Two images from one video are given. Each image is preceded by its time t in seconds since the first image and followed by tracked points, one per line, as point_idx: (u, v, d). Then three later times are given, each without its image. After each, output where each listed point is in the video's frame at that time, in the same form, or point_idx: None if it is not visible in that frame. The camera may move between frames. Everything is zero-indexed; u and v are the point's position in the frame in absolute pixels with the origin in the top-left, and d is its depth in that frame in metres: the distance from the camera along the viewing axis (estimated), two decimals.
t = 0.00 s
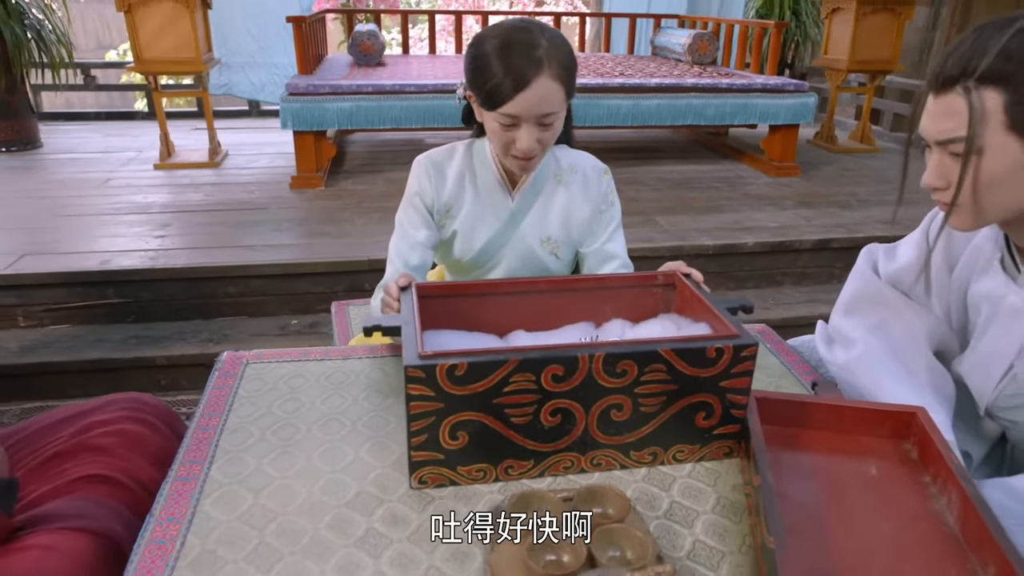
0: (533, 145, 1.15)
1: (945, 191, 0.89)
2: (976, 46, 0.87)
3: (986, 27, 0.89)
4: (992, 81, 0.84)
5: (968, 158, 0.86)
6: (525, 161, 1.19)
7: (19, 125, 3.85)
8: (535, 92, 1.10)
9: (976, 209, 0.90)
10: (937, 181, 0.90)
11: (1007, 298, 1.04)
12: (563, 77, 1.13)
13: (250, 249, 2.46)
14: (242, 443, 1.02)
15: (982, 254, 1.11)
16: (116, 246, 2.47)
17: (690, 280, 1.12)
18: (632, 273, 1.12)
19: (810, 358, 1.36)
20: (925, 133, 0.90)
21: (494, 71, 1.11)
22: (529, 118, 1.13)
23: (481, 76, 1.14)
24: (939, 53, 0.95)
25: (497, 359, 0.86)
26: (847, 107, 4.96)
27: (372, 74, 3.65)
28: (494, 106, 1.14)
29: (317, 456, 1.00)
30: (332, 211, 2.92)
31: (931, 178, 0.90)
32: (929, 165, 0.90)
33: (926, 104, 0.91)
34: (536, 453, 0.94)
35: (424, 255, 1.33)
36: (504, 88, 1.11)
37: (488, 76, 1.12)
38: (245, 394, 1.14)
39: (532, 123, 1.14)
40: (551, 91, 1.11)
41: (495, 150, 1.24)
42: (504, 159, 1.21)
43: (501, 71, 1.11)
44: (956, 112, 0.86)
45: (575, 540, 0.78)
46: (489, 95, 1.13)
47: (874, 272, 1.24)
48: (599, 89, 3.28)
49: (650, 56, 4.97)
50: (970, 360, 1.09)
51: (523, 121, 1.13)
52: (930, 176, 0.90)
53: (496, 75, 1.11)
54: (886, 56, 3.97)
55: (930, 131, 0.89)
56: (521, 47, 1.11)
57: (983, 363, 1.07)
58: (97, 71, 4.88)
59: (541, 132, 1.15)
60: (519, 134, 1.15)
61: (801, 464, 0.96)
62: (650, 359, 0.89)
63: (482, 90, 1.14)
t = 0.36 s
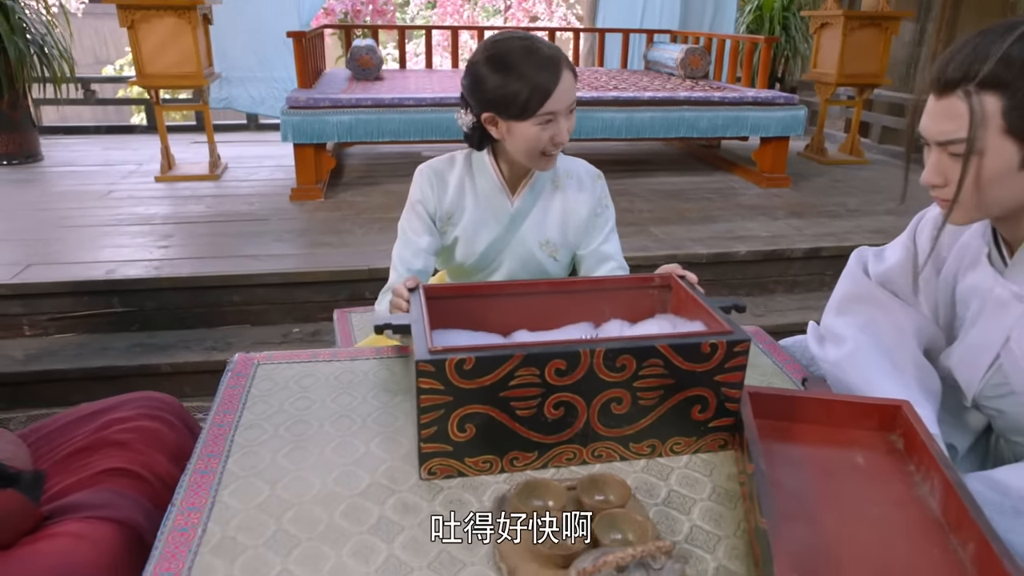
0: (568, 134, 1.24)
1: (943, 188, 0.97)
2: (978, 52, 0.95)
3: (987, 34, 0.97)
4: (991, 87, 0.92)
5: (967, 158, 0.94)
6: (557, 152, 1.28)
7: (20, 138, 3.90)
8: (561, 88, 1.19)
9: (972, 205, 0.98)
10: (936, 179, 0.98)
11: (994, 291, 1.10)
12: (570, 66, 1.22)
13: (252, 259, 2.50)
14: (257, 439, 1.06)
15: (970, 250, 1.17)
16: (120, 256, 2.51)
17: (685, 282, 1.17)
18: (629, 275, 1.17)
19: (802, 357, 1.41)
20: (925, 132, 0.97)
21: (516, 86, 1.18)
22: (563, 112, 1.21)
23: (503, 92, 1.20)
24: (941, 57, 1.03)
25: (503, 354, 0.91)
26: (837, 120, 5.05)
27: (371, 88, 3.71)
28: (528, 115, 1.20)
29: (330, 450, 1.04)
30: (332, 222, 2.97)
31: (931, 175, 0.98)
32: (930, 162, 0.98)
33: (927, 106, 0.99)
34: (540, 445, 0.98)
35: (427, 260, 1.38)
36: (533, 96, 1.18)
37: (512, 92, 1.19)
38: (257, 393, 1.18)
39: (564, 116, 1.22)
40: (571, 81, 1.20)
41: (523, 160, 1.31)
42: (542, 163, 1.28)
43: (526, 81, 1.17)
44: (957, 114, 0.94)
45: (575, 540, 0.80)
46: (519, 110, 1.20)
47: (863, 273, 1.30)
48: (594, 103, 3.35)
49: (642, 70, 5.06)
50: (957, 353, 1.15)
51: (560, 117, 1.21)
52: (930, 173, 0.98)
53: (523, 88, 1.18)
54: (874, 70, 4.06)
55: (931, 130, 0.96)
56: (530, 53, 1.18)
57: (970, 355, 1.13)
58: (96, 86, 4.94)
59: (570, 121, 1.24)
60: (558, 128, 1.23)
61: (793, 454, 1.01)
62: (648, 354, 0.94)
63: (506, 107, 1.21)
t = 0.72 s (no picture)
0: (570, 139, 1.30)
1: (937, 191, 1.04)
2: (969, 61, 1.01)
3: (978, 44, 1.02)
4: (982, 95, 0.98)
5: (960, 164, 1.00)
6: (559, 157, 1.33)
7: (23, 151, 3.95)
8: (562, 95, 1.25)
9: (964, 207, 1.04)
10: (929, 182, 1.04)
11: (981, 289, 1.16)
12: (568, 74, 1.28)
13: (256, 268, 2.55)
14: (272, 435, 1.10)
15: (956, 251, 1.22)
16: (126, 265, 2.55)
17: (683, 284, 1.22)
18: (629, 278, 1.22)
19: (795, 357, 1.46)
20: (920, 137, 1.03)
21: (519, 96, 1.24)
22: (564, 119, 1.27)
23: (507, 102, 1.25)
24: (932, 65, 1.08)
25: (510, 351, 0.96)
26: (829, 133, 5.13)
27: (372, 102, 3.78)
28: (531, 123, 1.26)
29: (343, 445, 1.08)
30: (333, 233, 3.02)
31: (924, 179, 1.04)
32: (923, 167, 1.04)
33: (920, 113, 1.05)
34: (546, 438, 1.03)
35: (432, 263, 1.43)
36: (535, 105, 1.24)
37: (515, 102, 1.24)
38: (271, 393, 1.22)
39: (565, 123, 1.28)
40: (571, 89, 1.26)
41: (526, 165, 1.36)
42: (545, 168, 1.33)
43: (529, 91, 1.23)
44: (949, 121, 1.00)
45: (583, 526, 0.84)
46: (522, 118, 1.25)
47: (853, 276, 1.35)
48: (590, 115, 3.42)
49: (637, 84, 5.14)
50: (947, 349, 1.21)
51: (561, 123, 1.27)
52: (923, 176, 1.04)
53: (526, 97, 1.23)
54: (864, 83, 4.14)
55: (925, 136, 1.03)
56: (533, 64, 1.23)
57: (959, 350, 1.19)
58: (97, 100, 5.00)
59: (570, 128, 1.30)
60: (560, 134, 1.29)
61: (787, 447, 1.06)
62: (648, 351, 0.99)
63: (510, 116, 1.26)
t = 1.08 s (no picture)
0: (539, 167, 1.33)
1: (913, 200, 1.11)
2: (940, 79, 1.07)
3: (948, 64, 1.09)
4: (952, 111, 1.05)
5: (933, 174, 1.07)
6: (530, 182, 1.37)
7: (24, 166, 3.99)
8: (542, 122, 1.28)
9: (937, 215, 1.11)
10: (906, 192, 1.11)
11: (961, 292, 1.22)
12: (564, 108, 1.31)
13: (258, 279, 2.59)
14: (285, 434, 1.15)
15: (937, 256, 1.29)
16: (129, 277, 2.60)
17: (678, 288, 1.28)
18: (627, 284, 1.28)
19: (786, 362, 1.51)
20: (897, 150, 1.10)
21: (503, 106, 1.29)
22: (536, 145, 1.31)
23: (493, 109, 1.31)
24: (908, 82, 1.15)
25: (515, 350, 1.01)
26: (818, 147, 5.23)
27: (370, 116, 3.84)
28: (507, 135, 1.31)
29: (354, 443, 1.13)
30: (333, 245, 3.08)
31: (902, 188, 1.11)
32: (901, 179, 1.11)
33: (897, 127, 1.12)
34: (549, 435, 1.08)
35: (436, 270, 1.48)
36: (512, 120, 1.29)
37: (498, 110, 1.30)
38: (283, 395, 1.27)
39: (538, 149, 1.32)
40: (556, 122, 1.29)
41: (507, 175, 1.42)
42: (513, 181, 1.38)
43: (511, 106, 1.28)
44: (922, 135, 1.07)
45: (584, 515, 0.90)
46: (501, 126, 1.31)
47: (840, 281, 1.41)
48: (585, 130, 3.49)
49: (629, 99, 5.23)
50: (930, 350, 1.27)
51: (532, 148, 1.31)
52: (900, 186, 1.11)
53: (507, 109, 1.28)
54: (851, 98, 4.24)
55: (901, 149, 1.10)
56: (528, 83, 1.28)
57: (941, 351, 1.25)
58: (96, 116, 5.05)
59: (547, 156, 1.33)
60: (529, 158, 1.32)
61: (778, 442, 1.11)
62: (646, 351, 1.04)
63: (493, 120, 1.32)
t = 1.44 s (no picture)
0: (536, 179, 1.39)
1: (893, 203, 1.17)
2: (922, 88, 1.14)
3: (929, 75, 1.15)
4: (930, 120, 1.11)
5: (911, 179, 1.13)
6: (527, 192, 1.43)
7: (25, 177, 4.03)
8: (541, 136, 1.34)
9: (916, 217, 1.18)
10: (887, 195, 1.17)
11: (942, 293, 1.28)
12: (563, 123, 1.37)
13: (260, 287, 2.64)
14: (298, 431, 1.19)
15: (920, 259, 1.35)
16: (133, 285, 2.64)
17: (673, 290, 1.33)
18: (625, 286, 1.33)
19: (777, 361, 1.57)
20: (880, 155, 1.17)
21: (504, 119, 1.35)
22: (535, 158, 1.37)
23: (495, 121, 1.37)
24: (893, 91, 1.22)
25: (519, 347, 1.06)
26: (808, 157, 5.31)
27: (368, 128, 3.90)
28: (507, 147, 1.37)
29: (365, 438, 1.18)
30: (333, 254, 3.13)
31: (884, 192, 1.17)
32: (883, 182, 1.17)
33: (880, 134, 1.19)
34: (551, 429, 1.13)
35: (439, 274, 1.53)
36: (513, 133, 1.34)
37: (500, 123, 1.36)
38: (294, 394, 1.32)
39: (536, 162, 1.38)
40: (554, 137, 1.35)
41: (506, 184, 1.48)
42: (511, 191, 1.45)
43: (513, 120, 1.34)
44: (903, 142, 1.13)
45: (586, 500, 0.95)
46: (501, 138, 1.37)
47: (828, 284, 1.47)
48: (579, 141, 3.56)
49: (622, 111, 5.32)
50: (913, 349, 1.33)
51: (530, 160, 1.37)
52: (882, 190, 1.18)
53: (508, 122, 1.34)
54: (840, 110, 4.33)
55: (884, 154, 1.16)
56: (529, 98, 1.34)
57: (924, 349, 1.31)
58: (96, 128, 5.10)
59: (544, 169, 1.39)
60: (527, 170, 1.38)
61: (769, 435, 1.17)
62: (643, 348, 1.10)
63: (495, 131, 1.38)
